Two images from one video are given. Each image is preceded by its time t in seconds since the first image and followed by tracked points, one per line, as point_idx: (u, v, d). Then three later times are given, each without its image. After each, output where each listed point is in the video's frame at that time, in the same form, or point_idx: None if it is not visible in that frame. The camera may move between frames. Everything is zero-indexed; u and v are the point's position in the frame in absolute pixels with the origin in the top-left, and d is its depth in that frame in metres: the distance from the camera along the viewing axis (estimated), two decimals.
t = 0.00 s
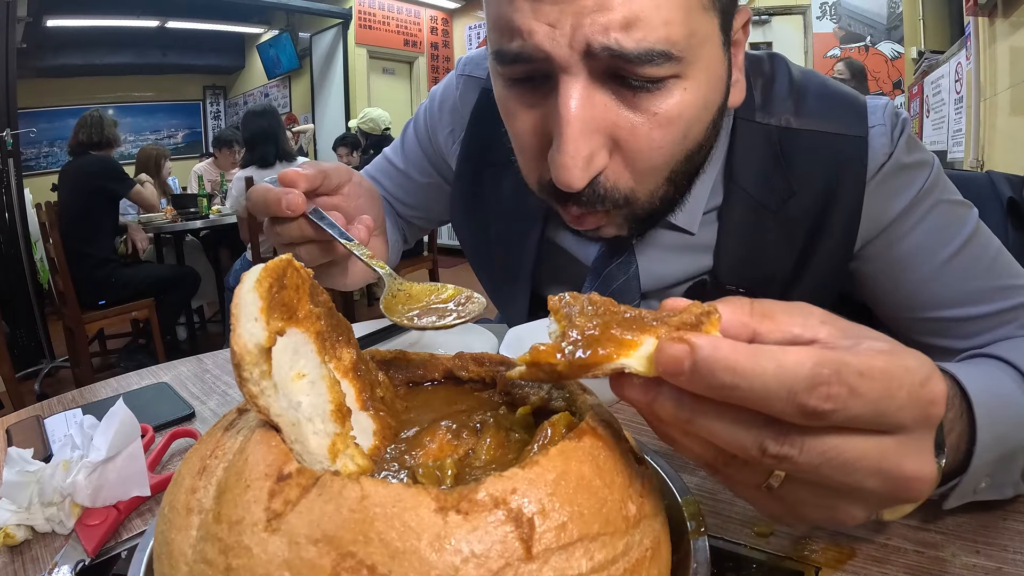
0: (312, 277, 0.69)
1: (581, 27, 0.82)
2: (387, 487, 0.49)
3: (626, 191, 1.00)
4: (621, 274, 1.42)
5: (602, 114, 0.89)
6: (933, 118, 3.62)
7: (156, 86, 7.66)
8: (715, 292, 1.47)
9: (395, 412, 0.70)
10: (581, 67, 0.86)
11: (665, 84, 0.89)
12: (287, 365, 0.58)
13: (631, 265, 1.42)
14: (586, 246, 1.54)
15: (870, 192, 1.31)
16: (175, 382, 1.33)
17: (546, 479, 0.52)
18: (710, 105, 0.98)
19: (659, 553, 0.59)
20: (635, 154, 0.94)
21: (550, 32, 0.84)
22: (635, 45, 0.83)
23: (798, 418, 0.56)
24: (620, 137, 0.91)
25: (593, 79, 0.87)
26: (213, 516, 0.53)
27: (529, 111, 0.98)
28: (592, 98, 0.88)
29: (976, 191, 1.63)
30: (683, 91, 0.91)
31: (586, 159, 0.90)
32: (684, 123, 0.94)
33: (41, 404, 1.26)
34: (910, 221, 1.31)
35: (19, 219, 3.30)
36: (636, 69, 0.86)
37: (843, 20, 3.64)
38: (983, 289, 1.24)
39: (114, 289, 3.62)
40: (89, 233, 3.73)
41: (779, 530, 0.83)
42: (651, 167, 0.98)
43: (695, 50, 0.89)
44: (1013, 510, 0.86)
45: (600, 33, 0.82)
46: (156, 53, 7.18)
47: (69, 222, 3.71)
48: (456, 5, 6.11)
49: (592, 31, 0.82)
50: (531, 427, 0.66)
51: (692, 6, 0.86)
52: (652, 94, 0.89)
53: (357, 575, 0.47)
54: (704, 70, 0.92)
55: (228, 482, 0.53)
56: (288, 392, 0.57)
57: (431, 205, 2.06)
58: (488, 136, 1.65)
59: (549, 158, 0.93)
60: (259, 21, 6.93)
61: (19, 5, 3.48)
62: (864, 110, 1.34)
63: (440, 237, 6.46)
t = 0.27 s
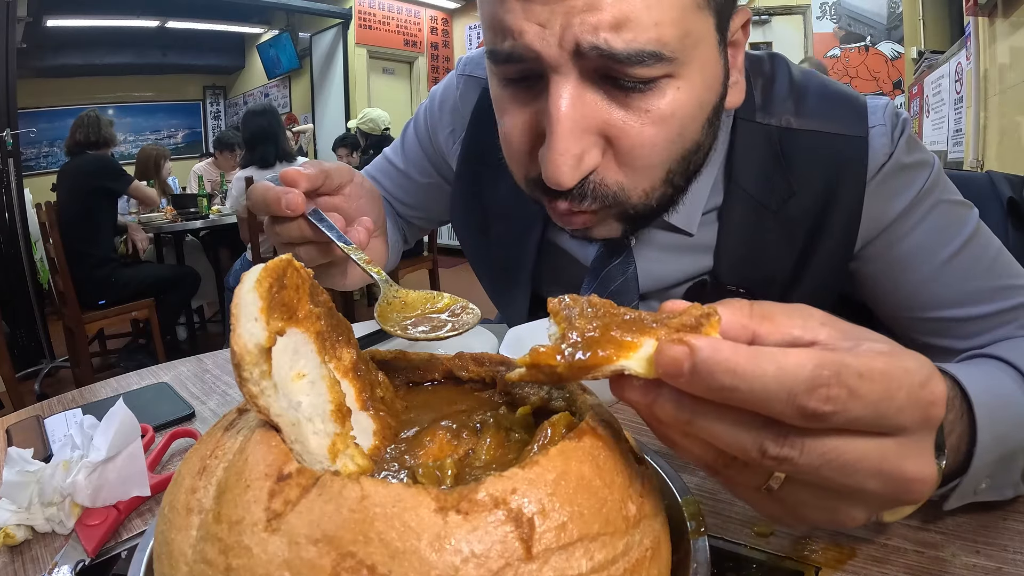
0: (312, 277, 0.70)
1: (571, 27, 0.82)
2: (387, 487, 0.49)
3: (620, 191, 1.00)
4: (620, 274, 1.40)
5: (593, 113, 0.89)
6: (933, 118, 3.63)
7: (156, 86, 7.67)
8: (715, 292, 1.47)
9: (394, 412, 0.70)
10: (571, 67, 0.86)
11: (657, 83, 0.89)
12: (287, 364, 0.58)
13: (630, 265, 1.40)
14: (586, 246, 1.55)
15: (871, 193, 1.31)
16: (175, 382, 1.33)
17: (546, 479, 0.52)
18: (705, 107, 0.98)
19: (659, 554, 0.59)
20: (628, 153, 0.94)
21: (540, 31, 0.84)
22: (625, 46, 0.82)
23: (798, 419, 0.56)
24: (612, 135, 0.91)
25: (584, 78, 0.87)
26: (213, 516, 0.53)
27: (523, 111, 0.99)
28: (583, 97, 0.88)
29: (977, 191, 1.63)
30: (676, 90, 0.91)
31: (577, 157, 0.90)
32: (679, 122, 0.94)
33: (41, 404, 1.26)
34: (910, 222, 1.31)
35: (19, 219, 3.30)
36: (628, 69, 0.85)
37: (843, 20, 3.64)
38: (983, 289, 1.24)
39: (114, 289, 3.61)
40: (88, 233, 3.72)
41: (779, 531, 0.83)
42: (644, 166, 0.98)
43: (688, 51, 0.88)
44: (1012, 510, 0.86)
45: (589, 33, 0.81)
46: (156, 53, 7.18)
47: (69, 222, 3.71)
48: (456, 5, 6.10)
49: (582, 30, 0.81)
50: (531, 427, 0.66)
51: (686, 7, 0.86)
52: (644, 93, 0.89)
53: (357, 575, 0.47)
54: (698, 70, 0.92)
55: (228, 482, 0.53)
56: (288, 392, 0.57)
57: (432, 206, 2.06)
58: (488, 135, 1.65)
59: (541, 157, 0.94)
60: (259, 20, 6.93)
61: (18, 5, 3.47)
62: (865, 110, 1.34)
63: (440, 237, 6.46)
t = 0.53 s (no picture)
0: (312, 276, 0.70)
1: (567, 25, 0.82)
2: (387, 487, 0.49)
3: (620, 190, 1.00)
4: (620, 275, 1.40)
5: (589, 113, 0.89)
6: (933, 118, 3.63)
7: (156, 86, 7.67)
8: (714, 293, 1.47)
9: (392, 409, 0.70)
10: (568, 66, 0.86)
11: (653, 81, 0.89)
12: (287, 365, 0.58)
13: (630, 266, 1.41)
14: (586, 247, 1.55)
15: (871, 193, 1.31)
16: (175, 382, 1.33)
17: (546, 480, 0.52)
18: (704, 106, 0.98)
19: (659, 554, 0.59)
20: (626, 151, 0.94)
21: (536, 30, 0.84)
22: (622, 43, 0.82)
23: (796, 419, 0.56)
24: (610, 134, 0.91)
25: (581, 78, 0.87)
26: (213, 516, 0.53)
27: (521, 112, 0.99)
28: (580, 97, 0.88)
29: (977, 191, 1.63)
30: (674, 88, 0.90)
31: (575, 157, 0.90)
32: (679, 120, 0.94)
33: (41, 404, 1.26)
34: (911, 222, 1.31)
35: (19, 218, 3.30)
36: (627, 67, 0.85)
37: (844, 20, 3.64)
38: (983, 289, 1.24)
39: (114, 289, 3.61)
40: (88, 233, 3.72)
41: (779, 531, 0.83)
42: (643, 163, 0.98)
43: (686, 49, 0.88)
44: (1012, 511, 0.86)
45: (586, 31, 0.81)
46: (156, 53, 7.18)
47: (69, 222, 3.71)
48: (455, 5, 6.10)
49: (578, 30, 0.81)
50: (531, 427, 0.66)
51: (682, 5, 0.86)
52: (641, 91, 0.89)
53: (357, 575, 0.47)
54: (696, 69, 0.91)
55: (228, 482, 0.53)
56: (288, 392, 0.57)
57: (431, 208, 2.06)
58: (488, 135, 1.65)
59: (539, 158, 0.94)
60: (259, 21, 6.93)
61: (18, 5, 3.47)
62: (865, 111, 1.34)
63: (440, 237, 6.46)
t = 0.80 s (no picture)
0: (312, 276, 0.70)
1: (530, 61, 0.82)
2: (387, 487, 0.49)
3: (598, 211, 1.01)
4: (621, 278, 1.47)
5: (561, 143, 0.89)
6: (933, 118, 3.63)
7: (156, 86, 7.67)
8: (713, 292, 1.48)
9: (391, 408, 0.70)
10: (536, 103, 0.87)
11: (622, 111, 0.88)
12: (287, 365, 0.58)
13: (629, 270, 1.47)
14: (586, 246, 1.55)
15: (872, 193, 1.31)
16: (175, 382, 1.33)
17: (547, 480, 0.52)
18: (681, 127, 0.97)
19: (659, 553, 0.59)
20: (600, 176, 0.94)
21: (503, 68, 0.85)
22: (622, 40, 0.82)
23: (797, 411, 0.56)
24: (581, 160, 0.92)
25: (550, 111, 0.87)
26: (213, 516, 0.53)
27: (498, 134, 0.99)
28: (550, 129, 0.88)
29: (977, 191, 1.63)
30: (646, 115, 0.89)
31: (547, 186, 0.91)
32: (652, 145, 0.93)
33: (41, 404, 1.26)
34: (911, 222, 1.31)
35: (19, 218, 3.30)
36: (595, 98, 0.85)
37: (843, 20, 3.64)
38: (982, 289, 1.25)
39: (114, 290, 3.61)
40: (88, 233, 3.72)
41: (779, 530, 0.83)
42: (618, 187, 0.98)
43: (658, 76, 0.87)
44: (1012, 511, 0.86)
45: (548, 70, 0.81)
46: (156, 53, 7.18)
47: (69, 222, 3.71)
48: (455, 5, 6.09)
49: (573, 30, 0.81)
50: (532, 427, 0.66)
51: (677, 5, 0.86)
52: (611, 120, 0.88)
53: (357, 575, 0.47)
54: (669, 95, 0.90)
55: (228, 482, 0.53)
56: (288, 392, 0.57)
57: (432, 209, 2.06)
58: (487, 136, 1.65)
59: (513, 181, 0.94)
60: (259, 21, 6.93)
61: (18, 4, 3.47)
62: (864, 110, 1.34)
63: (440, 237, 6.46)
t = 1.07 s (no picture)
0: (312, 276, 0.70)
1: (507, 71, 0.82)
2: (388, 487, 0.49)
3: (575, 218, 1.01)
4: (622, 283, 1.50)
5: (538, 151, 0.89)
6: (933, 118, 3.63)
7: (156, 86, 7.67)
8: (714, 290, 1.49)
9: (390, 407, 0.70)
10: (514, 111, 0.87)
11: (596, 123, 0.87)
12: (287, 365, 0.58)
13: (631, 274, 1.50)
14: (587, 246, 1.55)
15: (871, 193, 1.31)
16: (175, 382, 1.33)
17: (547, 480, 0.52)
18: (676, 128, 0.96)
19: (659, 553, 0.59)
20: (575, 185, 0.94)
21: (483, 77, 0.86)
22: (624, 36, 0.82)
23: (798, 402, 0.56)
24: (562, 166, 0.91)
25: (527, 120, 0.87)
26: (213, 516, 0.53)
27: (483, 134, 1.00)
28: (527, 137, 0.88)
29: (977, 190, 1.63)
30: (621, 126, 0.88)
31: (523, 190, 0.91)
32: (626, 156, 0.92)
33: (41, 404, 1.26)
34: (910, 222, 1.31)
35: (19, 218, 3.29)
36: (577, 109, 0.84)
37: (843, 20, 3.65)
38: (981, 289, 1.25)
39: (114, 290, 3.60)
40: (88, 233, 3.72)
41: (779, 531, 0.83)
42: (596, 197, 0.97)
43: (635, 89, 0.86)
44: (1013, 510, 0.86)
45: (524, 81, 0.81)
46: (156, 53, 7.18)
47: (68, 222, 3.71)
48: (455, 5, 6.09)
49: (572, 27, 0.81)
50: (532, 427, 0.66)
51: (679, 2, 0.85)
52: (587, 130, 0.87)
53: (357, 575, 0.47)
54: (650, 107, 0.89)
55: (228, 483, 0.53)
56: (288, 392, 0.57)
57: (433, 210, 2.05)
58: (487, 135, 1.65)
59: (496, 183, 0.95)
60: (259, 21, 6.93)
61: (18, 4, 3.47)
62: (864, 110, 1.34)
63: (440, 237, 6.46)
